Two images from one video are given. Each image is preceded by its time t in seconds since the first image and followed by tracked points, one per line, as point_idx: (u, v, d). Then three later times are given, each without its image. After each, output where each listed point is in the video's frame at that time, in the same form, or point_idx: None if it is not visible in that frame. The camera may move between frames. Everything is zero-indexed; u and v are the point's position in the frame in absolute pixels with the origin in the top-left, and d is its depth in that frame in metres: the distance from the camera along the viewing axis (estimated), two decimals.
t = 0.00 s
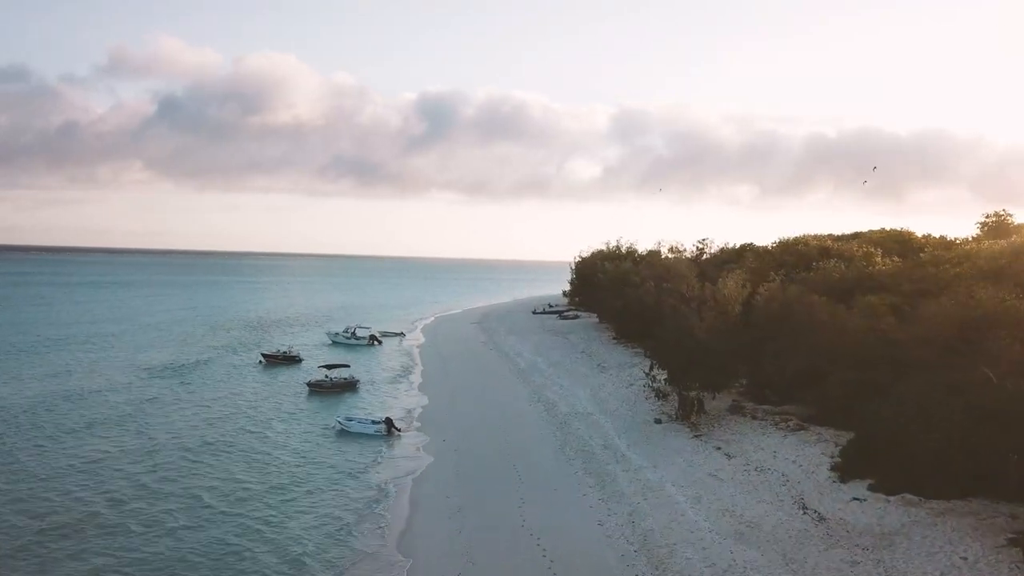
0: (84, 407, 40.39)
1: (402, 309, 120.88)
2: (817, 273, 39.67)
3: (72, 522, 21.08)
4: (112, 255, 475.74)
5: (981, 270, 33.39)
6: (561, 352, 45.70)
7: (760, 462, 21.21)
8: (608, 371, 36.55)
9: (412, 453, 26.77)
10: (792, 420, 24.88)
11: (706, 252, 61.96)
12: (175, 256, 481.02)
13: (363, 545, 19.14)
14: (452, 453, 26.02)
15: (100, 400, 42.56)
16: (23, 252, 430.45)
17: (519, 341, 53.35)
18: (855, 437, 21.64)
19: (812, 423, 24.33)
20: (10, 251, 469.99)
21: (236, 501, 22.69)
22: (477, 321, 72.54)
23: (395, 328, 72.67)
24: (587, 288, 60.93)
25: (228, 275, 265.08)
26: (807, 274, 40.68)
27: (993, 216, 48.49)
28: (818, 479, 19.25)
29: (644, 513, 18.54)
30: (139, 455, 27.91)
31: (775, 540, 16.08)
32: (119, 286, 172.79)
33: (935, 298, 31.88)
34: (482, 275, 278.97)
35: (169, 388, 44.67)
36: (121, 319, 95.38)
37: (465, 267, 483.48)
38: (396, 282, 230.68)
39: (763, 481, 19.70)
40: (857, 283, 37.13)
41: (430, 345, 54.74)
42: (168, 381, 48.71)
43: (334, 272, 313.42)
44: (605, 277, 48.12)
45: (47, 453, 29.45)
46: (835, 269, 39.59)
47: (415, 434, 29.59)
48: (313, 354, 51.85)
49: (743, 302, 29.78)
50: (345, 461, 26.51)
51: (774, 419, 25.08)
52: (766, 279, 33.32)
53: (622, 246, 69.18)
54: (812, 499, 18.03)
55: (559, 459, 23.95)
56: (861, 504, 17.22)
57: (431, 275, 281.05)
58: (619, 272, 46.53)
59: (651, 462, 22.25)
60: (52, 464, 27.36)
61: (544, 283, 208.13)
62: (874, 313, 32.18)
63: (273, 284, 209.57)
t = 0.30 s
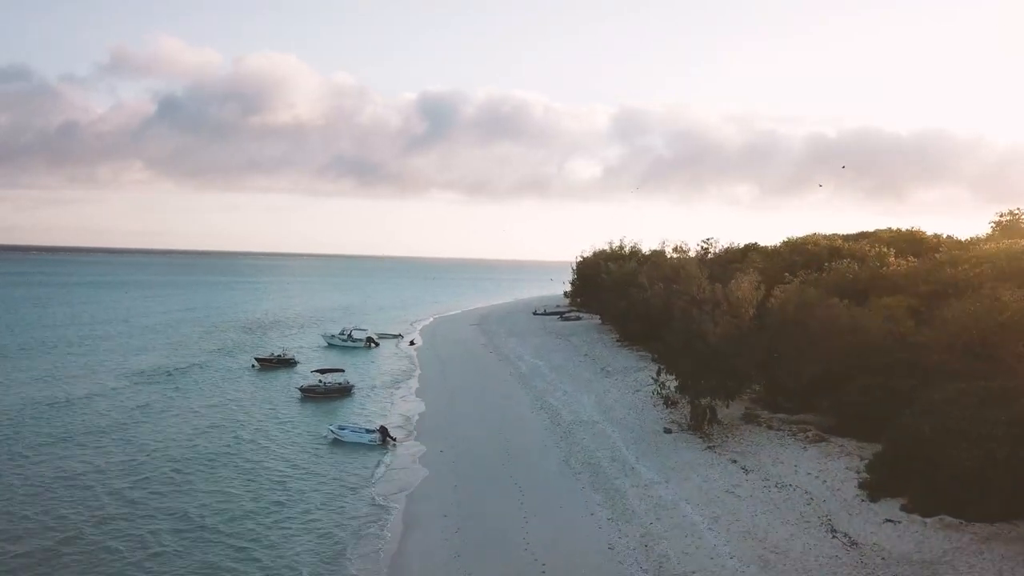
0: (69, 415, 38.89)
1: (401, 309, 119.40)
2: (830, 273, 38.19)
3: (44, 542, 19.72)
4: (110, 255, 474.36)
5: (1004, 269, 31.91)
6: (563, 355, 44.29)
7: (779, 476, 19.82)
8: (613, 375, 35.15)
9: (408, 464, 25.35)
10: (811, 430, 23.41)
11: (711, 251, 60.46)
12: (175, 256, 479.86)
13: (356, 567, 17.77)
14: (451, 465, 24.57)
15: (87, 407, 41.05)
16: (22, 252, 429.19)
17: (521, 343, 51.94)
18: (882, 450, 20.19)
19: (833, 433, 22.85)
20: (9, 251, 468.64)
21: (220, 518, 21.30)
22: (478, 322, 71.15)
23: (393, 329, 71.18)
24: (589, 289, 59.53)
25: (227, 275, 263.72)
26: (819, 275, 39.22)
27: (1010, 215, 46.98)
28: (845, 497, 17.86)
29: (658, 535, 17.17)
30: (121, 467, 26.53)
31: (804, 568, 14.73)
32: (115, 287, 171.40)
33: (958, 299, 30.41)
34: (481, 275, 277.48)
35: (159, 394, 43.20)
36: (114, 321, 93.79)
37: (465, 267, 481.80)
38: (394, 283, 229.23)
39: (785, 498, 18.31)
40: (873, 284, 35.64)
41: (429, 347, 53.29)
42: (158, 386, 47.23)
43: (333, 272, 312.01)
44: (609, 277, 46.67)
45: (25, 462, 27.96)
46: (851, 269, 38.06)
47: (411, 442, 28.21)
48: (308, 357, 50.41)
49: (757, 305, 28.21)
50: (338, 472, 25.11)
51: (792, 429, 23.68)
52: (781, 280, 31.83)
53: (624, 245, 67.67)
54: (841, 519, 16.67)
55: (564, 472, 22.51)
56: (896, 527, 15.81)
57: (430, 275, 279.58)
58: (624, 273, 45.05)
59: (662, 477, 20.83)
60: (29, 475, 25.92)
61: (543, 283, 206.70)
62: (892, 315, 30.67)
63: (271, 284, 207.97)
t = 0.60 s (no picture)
0: (53, 422, 37.39)
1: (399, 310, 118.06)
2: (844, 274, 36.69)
3: (14, 564, 18.30)
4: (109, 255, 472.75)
5: None
6: (565, 358, 42.90)
7: (803, 494, 18.39)
8: (619, 381, 33.75)
9: (404, 478, 23.91)
10: (832, 442, 22.01)
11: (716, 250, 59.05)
12: (173, 257, 477.85)
13: None
14: (449, 479, 23.14)
15: (72, 414, 39.55)
16: (19, 252, 427.35)
17: (521, 346, 50.51)
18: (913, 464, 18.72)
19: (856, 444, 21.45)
20: (6, 251, 466.37)
21: (204, 537, 19.91)
22: (477, 324, 69.58)
23: (391, 331, 69.73)
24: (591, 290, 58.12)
25: (226, 275, 262.24)
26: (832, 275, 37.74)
27: None
28: (878, 517, 16.45)
29: (675, 559, 15.76)
30: (101, 480, 25.14)
31: None
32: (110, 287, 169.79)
33: (982, 301, 28.92)
34: (480, 275, 276.33)
35: (148, 401, 41.72)
36: (107, 323, 92.26)
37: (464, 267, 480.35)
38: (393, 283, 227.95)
39: (812, 519, 16.89)
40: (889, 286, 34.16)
41: (427, 350, 51.87)
42: (148, 392, 45.76)
43: (332, 272, 310.78)
44: (613, 278, 45.23)
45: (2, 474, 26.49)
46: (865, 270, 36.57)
47: (407, 452, 26.79)
48: (303, 361, 48.97)
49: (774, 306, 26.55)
50: (330, 486, 23.69)
51: (812, 441, 22.21)
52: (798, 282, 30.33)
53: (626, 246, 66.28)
54: (876, 545, 15.35)
55: (569, 488, 21.06)
56: (938, 554, 14.57)
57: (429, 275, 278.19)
58: (629, 274, 43.61)
59: (675, 494, 19.39)
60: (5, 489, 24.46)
61: (542, 284, 205.35)
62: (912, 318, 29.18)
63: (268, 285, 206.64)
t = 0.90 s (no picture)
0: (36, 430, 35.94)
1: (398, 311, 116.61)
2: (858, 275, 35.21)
3: None
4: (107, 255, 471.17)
5: None
6: (568, 361, 41.46)
7: (830, 513, 16.96)
8: (625, 386, 32.33)
9: (398, 492, 22.49)
10: (856, 454, 20.57)
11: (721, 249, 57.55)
12: (172, 256, 476.65)
13: None
14: (446, 494, 21.71)
15: (58, 422, 38.10)
16: (18, 251, 425.75)
17: (522, 348, 49.04)
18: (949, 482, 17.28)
19: (882, 457, 20.00)
20: (4, 251, 463.90)
21: (185, 559, 18.55)
22: (477, 326, 68.10)
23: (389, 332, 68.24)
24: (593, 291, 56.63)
25: (225, 275, 260.63)
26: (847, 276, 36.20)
27: None
28: (915, 542, 15.06)
29: None
30: (80, 495, 23.74)
31: None
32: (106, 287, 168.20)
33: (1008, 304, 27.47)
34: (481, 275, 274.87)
35: (137, 408, 40.27)
36: (101, 324, 90.82)
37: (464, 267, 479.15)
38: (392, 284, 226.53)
39: (842, 543, 15.48)
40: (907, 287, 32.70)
41: (425, 353, 50.40)
42: (137, 397, 44.30)
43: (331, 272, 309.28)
44: (618, 279, 43.72)
45: None
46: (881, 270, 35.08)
47: (403, 463, 25.40)
48: (297, 364, 47.52)
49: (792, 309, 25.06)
50: (321, 501, 22.30)
51: (835, 453, 20.75)
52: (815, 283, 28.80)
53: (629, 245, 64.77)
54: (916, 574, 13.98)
55: (575, 505, 19.62)
56: None
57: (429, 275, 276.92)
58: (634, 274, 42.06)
59: (691, 512, 17.96)
60: None
61: (542, 284, 204.12)
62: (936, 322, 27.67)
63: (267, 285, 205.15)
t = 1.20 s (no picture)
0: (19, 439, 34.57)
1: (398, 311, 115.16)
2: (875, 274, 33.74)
3: None
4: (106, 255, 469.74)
5: None
6: (571, 365, 40.01)
7: (861, 536, 15.53)
8: (631, 391, 30.92)
9: (392, 507, 21.10)
10: (884, 467, 19.08)
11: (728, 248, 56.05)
12: (171, 256, 475.30)
13: None
14: (443, 510, 20.31)
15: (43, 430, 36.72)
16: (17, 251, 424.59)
17: (523, 351, 47.58)
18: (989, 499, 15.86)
19: (912, 470, 18.54)
20: (3, 251, 462.71)
21: None
22: (477, 327, 66.59)
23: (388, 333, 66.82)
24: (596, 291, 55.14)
25: (224, 275, 259.19)
26: (863, 277, 34.68)
27: None
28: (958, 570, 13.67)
29: None
30: (57, 511, 22.39)
31: None
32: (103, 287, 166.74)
33: None
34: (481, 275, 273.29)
35: (126, 414, 38.89)
36: (96, 326, 89.40)
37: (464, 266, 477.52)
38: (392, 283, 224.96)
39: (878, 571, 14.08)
40: (926, 287, 31.24)
41: (424, 356, 48.95)
42: (127, 403, 42.89)
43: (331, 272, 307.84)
44: (623, 279, 42.23)
45: None
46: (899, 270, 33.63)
47: (398, 475, 24.02)
48: (292, 367, 46.11)
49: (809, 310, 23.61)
50: (309, 518, 20.91)
51: (862, 466, 19.26)
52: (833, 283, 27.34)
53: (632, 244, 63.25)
54: None
55: (581, 523, 18.19)
56: None
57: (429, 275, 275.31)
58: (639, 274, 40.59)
59: (708, 534, 16.53)
60: None
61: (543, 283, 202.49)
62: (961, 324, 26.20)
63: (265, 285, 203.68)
